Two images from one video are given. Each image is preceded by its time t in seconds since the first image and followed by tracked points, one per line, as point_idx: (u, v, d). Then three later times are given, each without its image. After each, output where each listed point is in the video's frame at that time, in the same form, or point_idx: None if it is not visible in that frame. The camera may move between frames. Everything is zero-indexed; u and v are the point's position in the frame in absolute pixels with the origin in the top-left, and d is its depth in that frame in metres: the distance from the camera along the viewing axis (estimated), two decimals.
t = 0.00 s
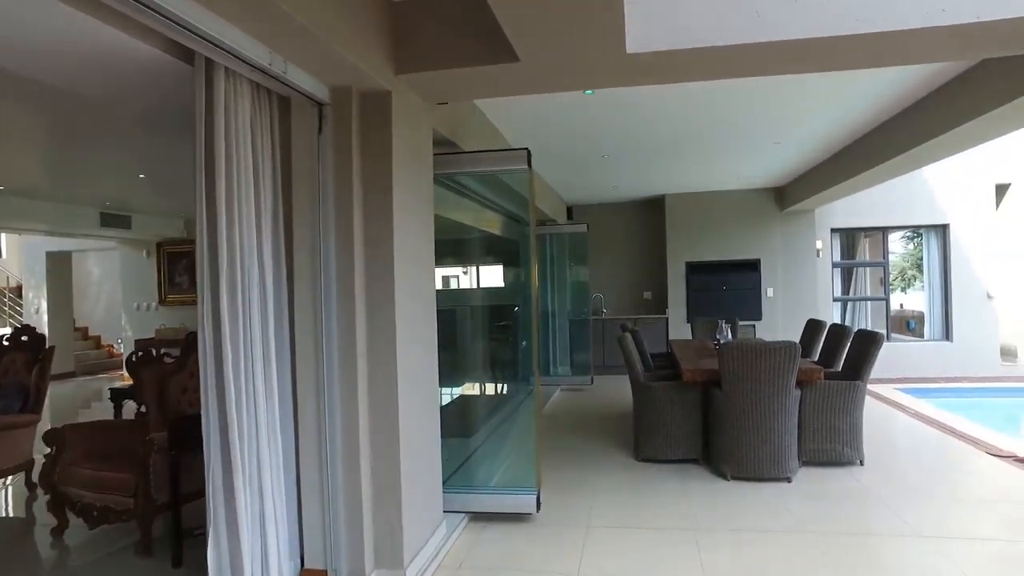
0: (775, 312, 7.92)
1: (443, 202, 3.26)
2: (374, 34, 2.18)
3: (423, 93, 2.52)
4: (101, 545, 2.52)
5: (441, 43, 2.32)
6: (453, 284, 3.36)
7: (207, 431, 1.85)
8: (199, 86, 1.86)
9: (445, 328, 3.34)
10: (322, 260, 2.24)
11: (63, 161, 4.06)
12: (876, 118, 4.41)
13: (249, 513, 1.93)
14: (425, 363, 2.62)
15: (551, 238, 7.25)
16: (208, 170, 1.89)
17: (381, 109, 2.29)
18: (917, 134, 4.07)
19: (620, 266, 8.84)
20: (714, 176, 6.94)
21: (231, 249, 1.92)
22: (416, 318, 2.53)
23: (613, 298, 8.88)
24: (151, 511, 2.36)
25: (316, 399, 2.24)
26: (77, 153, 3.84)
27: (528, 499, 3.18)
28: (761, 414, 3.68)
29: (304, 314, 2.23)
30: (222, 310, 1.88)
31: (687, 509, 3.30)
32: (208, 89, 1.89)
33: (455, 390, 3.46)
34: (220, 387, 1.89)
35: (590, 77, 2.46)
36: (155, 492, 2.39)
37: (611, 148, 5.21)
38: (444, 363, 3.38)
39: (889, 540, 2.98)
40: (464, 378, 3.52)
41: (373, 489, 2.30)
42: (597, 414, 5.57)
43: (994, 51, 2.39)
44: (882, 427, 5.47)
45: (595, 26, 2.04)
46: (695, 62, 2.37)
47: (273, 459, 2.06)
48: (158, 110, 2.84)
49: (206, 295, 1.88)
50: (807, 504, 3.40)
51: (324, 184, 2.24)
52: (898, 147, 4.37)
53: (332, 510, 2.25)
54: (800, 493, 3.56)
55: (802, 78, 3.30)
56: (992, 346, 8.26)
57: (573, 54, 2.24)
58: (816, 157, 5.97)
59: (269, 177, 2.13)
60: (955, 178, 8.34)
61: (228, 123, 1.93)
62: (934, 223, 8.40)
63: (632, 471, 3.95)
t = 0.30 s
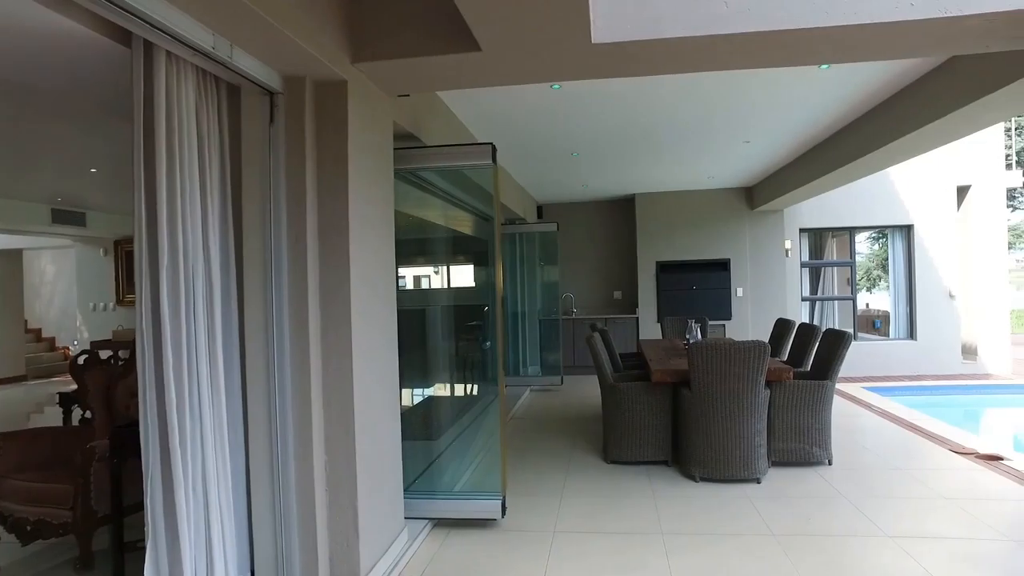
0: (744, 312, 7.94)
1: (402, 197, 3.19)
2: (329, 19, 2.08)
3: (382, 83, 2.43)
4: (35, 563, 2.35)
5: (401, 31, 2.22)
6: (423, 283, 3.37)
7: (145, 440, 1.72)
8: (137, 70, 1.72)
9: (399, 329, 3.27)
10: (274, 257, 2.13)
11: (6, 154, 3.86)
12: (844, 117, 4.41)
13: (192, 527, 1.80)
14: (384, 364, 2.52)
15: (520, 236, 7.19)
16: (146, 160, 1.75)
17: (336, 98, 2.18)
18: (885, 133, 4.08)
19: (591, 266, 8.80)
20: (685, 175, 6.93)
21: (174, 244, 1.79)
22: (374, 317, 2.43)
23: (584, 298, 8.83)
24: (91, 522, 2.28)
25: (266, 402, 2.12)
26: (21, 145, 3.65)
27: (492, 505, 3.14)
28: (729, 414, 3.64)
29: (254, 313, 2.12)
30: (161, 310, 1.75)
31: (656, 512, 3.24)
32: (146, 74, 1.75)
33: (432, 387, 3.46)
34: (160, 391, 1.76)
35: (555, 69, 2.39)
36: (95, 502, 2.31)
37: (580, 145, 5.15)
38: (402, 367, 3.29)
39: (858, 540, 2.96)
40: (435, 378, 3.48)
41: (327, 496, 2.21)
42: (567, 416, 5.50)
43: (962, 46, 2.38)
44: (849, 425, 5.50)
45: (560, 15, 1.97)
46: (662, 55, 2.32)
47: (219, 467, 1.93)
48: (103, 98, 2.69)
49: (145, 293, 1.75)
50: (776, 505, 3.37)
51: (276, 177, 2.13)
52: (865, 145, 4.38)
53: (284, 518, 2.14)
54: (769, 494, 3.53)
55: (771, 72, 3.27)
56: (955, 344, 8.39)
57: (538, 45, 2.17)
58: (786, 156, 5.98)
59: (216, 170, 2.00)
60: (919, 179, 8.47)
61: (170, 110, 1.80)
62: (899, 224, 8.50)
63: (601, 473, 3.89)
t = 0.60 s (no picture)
0: (713, 311, 7.96)
1: (362, 193, 3.10)
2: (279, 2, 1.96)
3: (337, 73, 2.32)
4: None
5: (357, 16, 2.12)
6: (393, 284, 3.33)
7: (74, 451, 1.58)
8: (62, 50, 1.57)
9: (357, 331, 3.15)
10: (220, 254, 2.02)
11: None
12: (812, 115, 4.41)
13: (126, 545, 1.67)
14: (340, 366, 2.42)
15: (488, 236, 7.10)
16: (75, 148, 1.60)
17: (288, 87, 2.07)
18: (853, 131, 4.08)
19: (560, 266, 8.75)
20: (654, 174, 6.90)
21: (109, 240, 1.65)
22: (330, 318, 2.33)
23: (553, 298, 8.77)
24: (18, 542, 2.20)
25: (211, 407, 2.01)
26: None
27: (455, 511, 3.04)
28: (697, 416, 3.59)
29: (199, 314, 2.00)
30: (92, 311, 1.60)
31: (624, 516, 3.18)
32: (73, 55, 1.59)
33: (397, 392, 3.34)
34: (90, 399, 1.61)
35: (519, 59, 2.31)
36: (24, 522, 2.22)
37: (549, 142, 5.08)
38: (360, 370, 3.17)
39: (828, 542, 2.93)
40: (402, 379, 3.36)
41: (278, 506, 2.10)
42: (536, 418, 5.42)
43: (931, 41, 2.35)
44: (816, 424, 5.51)
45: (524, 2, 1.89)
46: (630, 46, 2.25)
47: (158, 479, 1.80)
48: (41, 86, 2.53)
49: (75, 293, 1.60)
50: (745, 508, 3.33)
51: (223, 170, 2.01)
52: (832, 144, 4.38)
53: (231, 530, 2.03)
54: (738, 497, 3.49)
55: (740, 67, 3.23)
56: (918, 343, 8.50)
57: (501, 34, 2.08)
58: (754, 156, 5.99)
59: (158, 161, 1.87)
60: (883, 180, 8.57)
61: (105, 94, 1.65)
62: (863, 224, 8.60)
63: (568, 476, 3.82)
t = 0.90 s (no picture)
0: (679, 311, 7.96)
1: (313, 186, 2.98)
2: None
3: (287, 58, 2.20)
4: None
5: None
6: (359, 284, 3.21)
7: None
8: None
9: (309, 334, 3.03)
10: (156, 250, 1.88)
11: None
12: (778, 113, 4.39)
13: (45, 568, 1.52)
14: (290, 367, 2.30)
15: (453, 234, 7.02)
16: None
17: (232, 72, 1.95)
18: (819, 128, 4.06)
19: (526, 265, 8.66)
20: (621, 172, 6.86)
21: (26, 234, 1.49)
22: (278, 318, 2.20)
23: (519, 298, 8.68)
24: None
25: (146, 414, 1.87)
26: None
27: (415, 518, 2.93)
28: (665, 418, 3.53)
29: (132, 314, 1.86)
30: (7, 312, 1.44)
31: (590, 522, 3.10)
32: None
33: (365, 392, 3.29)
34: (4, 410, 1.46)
35: (480, 46, 2.21)
36: None
37: (514, 138, 5.00)
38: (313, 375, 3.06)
39: (796, 545, 2.88)
40: (367, 381, 3.28)
41: (220, 517, 1.97)
42: (502, 419, 5.33)
43: (900, 34, 2.31)
44: (781, 424, 5.52)
45: None
46: (596, 34, 2.17)
47: (84, 494, 1.66)
48: None
49: None
50: (712, 511, 3.28)
51: (160, 160, 1.88)
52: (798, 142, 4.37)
53: (169, 544, 1.90)
54: (705, 499, 3.45)
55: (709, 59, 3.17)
56: (880, 341, 8.61)
57: (460, 19, 1.98)
58: (721, 155, 5.98)
59: (86, 148, 1.72)
60: (846, 180, 8.67)
61: (22, 73, 1.50)
62: (826, 224, 8.68)
63: (533, 480, 3.73)
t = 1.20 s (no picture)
0: (649, 310, 7.93)
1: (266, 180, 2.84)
2: None
3: (238, 42, 2.07)
4: None
5: None
6: (326, 284, 3.10)
7: None
8: None
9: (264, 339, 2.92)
10: (89, 244, 1.73)
11: None
12: (749, 111, 4.37)
13: None
14: (241, 370, 2.17)
15: (420, 233, 6.91)
16: None
17: (174, 55, 1.82)
18: (790, 126, 4.04)
19: (495, 265, 8.56)
20: (590, 171, 6.82)
21: None
22: (228, 319, 2.07)
23: (488, 298, 8.57)
24: None
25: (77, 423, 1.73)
26: None
27: (377, 530, 2.81)
28: (636, 421, 3.46)
29: (62, 314, 1.71)
30: None
31: (558, 528, 3.01)
32: None
33: (331, 397, 3.14)
34: None
35: (444, 32, 2.11)
36: None
37: (482, 134, 4.91)
38: (268, 381, 2.94)
39: (767, 549, 2.83)
40: (335, 383, 3.15)
41: (160, 531, 1.85)
42: (470, 422, 5.22)
43: (871, 26, 2.27)
44: (751, 424, 5.50)
45: None
46: (565, 21, 2.08)
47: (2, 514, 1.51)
48: None
49: None
50: (682, 515, 3.22)
51: (94, 148, 1.74)
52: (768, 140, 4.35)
53: (101, 564, 1.76)
54: (675, 503, 3.38)
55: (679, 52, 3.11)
56: (845, 341, 8.70)
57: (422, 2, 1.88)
58: (691, 153, 5.96)
59: (9, 133, 1.57)
60: (813, 180, 8.73)
61: None
62: (794, 224, 8.74)
63: (500, 486, 3.63)
